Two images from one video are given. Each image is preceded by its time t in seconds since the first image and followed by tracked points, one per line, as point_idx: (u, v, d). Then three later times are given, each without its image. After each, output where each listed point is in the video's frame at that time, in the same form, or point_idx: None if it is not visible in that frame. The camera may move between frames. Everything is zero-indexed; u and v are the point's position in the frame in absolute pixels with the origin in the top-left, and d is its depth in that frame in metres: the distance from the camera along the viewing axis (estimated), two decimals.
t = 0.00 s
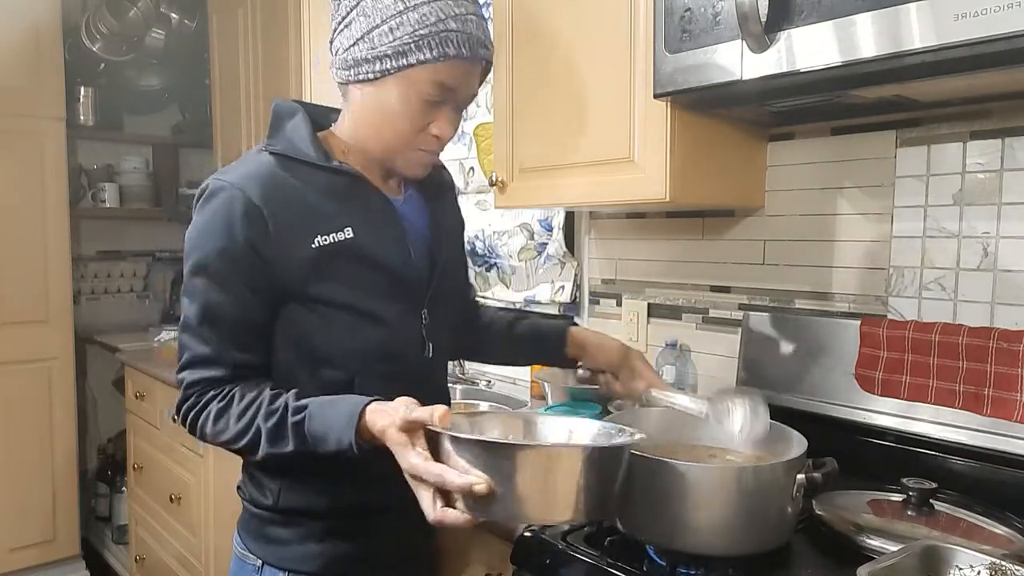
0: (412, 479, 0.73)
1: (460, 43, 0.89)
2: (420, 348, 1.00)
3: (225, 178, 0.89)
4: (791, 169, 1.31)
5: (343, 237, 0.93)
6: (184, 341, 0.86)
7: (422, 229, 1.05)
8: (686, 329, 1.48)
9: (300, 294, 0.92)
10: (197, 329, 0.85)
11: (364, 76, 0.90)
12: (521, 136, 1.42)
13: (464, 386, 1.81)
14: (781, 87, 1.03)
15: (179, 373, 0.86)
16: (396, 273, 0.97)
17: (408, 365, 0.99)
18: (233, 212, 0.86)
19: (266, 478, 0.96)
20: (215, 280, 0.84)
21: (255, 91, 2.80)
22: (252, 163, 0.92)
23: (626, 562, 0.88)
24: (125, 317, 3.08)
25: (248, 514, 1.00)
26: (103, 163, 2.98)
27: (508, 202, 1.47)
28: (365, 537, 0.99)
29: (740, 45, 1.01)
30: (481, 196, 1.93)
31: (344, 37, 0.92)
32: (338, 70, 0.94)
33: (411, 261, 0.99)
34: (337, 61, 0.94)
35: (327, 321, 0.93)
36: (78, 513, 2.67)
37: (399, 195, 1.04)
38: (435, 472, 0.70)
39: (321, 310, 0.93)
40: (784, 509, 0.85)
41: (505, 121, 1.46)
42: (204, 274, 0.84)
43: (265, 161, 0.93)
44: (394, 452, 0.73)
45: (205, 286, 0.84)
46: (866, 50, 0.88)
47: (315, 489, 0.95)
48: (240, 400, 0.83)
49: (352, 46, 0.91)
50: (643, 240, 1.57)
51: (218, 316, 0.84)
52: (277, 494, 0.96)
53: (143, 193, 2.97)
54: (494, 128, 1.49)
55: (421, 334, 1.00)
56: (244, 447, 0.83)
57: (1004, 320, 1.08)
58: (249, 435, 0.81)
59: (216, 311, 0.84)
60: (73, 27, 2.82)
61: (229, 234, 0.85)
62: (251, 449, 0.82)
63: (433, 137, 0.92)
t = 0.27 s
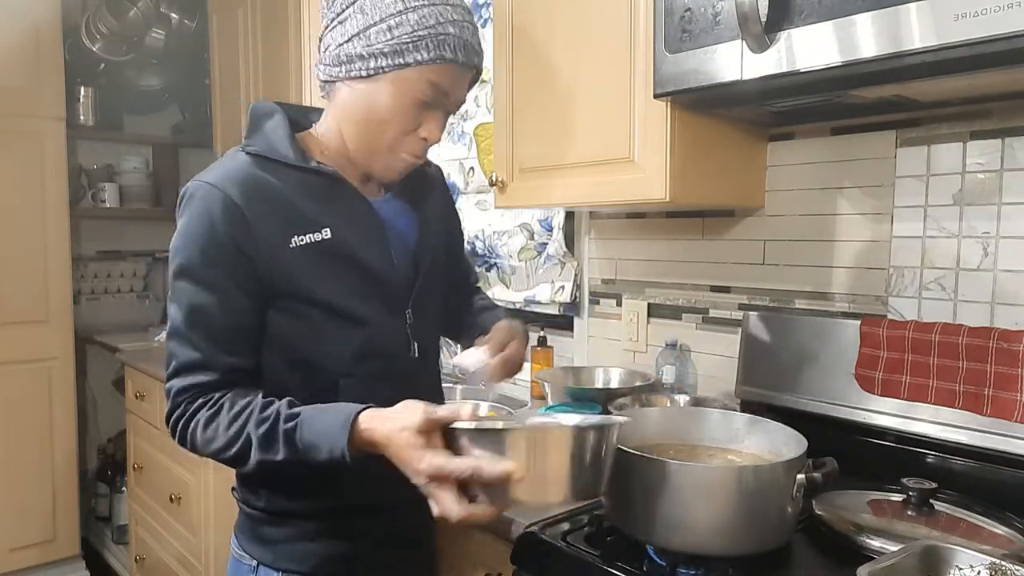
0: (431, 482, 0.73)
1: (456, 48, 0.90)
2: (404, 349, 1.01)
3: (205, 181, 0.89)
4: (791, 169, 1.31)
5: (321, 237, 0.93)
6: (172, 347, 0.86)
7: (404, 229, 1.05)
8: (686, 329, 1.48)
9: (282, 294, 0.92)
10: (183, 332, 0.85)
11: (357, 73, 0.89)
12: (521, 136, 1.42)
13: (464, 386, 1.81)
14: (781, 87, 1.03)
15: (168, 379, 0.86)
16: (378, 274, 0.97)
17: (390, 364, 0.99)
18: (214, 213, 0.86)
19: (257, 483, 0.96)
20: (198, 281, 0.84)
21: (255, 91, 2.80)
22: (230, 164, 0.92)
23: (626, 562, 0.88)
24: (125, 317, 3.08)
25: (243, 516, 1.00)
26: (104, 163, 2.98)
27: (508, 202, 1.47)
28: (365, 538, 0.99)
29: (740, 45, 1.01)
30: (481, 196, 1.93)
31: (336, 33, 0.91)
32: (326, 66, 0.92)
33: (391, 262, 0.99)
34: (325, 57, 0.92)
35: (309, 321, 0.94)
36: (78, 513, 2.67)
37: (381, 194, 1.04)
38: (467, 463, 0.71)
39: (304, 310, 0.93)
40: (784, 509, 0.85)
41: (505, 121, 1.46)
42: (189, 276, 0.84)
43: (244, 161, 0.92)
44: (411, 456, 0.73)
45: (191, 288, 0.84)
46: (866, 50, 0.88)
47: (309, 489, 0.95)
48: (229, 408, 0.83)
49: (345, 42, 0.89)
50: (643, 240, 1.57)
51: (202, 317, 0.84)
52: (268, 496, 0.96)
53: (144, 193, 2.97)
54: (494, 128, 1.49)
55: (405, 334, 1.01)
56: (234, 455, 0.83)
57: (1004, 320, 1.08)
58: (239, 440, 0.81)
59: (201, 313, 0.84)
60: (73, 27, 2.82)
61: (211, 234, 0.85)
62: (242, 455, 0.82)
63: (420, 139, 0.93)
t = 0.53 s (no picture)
0: (449, 481, 0.72)
1: (464, 38, 0.90)
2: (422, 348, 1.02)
3: (234, 178, 0.89)
4: (791, 169, 1.31)
5: (347, 236, 0.93)
6: (200, 346, 0.86)
7: (419, 229, 1.06)
8: (686, 329, 1.48)
9: (308, 292, 0.92)
10: (213, 329, 0.85)
11: (368, 67, 0.90)
12: (521, 136, 1.42)
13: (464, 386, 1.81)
14: (781, 87, 1.03)
15: (198, 379, 0.86)
16: (400, 273, 0.98)
17: (409, 363, 1.00)
18: (244, 209, 0.86)
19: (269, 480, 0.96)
20: (228, 278, 0.84)
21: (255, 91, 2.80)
22: (257, 161, 0.92)
23: (626, 563, 0.88)
24: (125, 317, 3.08)
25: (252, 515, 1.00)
26: (104, 163, 2.98)
27: (508, 202, 1.47)
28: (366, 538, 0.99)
29: (740, 45, 1.00)
30: (481, 196, 1.93)
31: (349, 31, 0.92)
32: (340, 65, 0.93)
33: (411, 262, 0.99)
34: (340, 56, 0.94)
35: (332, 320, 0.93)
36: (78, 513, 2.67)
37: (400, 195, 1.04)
38: (478, 468, 0.70)
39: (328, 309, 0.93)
40: (784, 509, 0.85)
41: (506, 121, 1.46)
42: (219, 271, 0.84)
43: (271, 159, 0.92)
44: (428, 454, 0.73)
45: (220, 285, 0.84)
46: (866, 50, 0.88)
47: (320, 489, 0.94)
48: (258, 405, 0.83)
49: (357, 38, 0.90)
50: (643, 240, 1.57)
51: (231, 313, 0.84)
52: (280, 495, 0.95)
53: (143, 193, 2.97)
54: (494, 128, 1.49)
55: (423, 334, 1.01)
56: (265, 451, 0.83)
57: (1004, 320, 1.08)
58: (270, 437, 0.82)
59: (230, 312, 0.84)
60: (73, 27, 2.82)
61: (242, 230, 0.85)
62: (274, 451, 0.83)
63: (432, 132, 0.92)
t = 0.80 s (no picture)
0: (432, 469, 0.74)
1: (468, 70, 0.89)
2: (403, 350, 1.02)
3: (205, 175, 0.89)
4: (791, 169, 1.31)
5: (320, 236, 0.93)
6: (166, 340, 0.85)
7: (402, 229, 1.05)
8: (686, 329, 1.48)
9: (281, 292, 0.92)
10: (177, 324, 0.84)
11: (366, 75, 0.89)
12: (521, 136, 1.42)
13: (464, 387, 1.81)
14: (781, 86, 1.03)
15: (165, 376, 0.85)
16: (376, 274, 0.97)
17: (388, 365, 1.00)
18: (212, 208, 0.86)
19: (257, 482, 0.96)
20: (195, 275, 0.84)
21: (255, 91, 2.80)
22: (229, 159, 0.92)
23: (626, 563, 0.88)
24: (125, 317, 3.08)
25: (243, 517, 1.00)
26: (104, 163, 2.98)
27: (508, 202, 1.47)
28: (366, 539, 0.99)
29: (740, 45, 1.01)
30: (481, 196, 1.93)
31: (353, 34, 0.91)
32: (341, 63, 0.93)
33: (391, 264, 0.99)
34: (341, 55, 0.93)
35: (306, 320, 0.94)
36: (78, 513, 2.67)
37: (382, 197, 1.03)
38: (476, 454, 0.73)
39: (301, 308, 0.93)
40: (784, 509, 0.85)
41: (505, 121, 1.46)
42: (186, 268, 0.84)
43: (244, 157, 0.93)
44: (416, 442, 0.73)
45: (187, 281, 0.84)
46: (866, 50, 0.88)
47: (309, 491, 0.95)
48: (228, 402, 0.83)
49: (360, 43, 0.90)
50: (643, 240, 1.57)
51: (198, 310, 0.84)
52: (267, 497, 0.95)
53: (144, 193, 2.97)
54: (494, 128, 1.49)
55: (402, 336, 1.01)
56: (233, 449, 0.82)
57: (1004, 320, 1.08)
58: (239, 435, 0.81)
59: (196, 309, 0.84)
60: (73, 27, 2.82)
61: (210, 229, 0.86)
62: (242, 449, 0.82)
63: (419, 152, 0.94)
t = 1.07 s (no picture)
0: (384, 487, 0.71)
1: (461, 35, 0.89)
2: (426, 352, 1.00)
3: (229, 179, 0.90)
4: (791, 169, 1.31)
5: (345, 238, 0.93)
6: (185, 339, 0.88)
7: (429, 229, 1.04)
8: (686, 329, 1.48)
9: (304, 294, 0.92)
10: (196, 327, 0.86)
11: (369, 81, 0.90)
12: (521, 137, 1.42)
13: (464, 387, 1.81)
14: (781, 87, 1.03)
15: (179, 369, 0.88)
16: (402, 275, 0.96)
17: (412, 368, 0.98)
18: (234, 212, 0.87)
19: (272, 482, 0.96)
20: (215, 278, 0.85)
21: (255, 91, 2.80)
22: (255, 163, 0.93)
23: (626, 562, 0.88)
24: (125, 317, 3.08)
25: (253, 516, 1.00)
26: (104, 163, 2.98)
27: (508, 202, 1.47)
28: (368, 539, 0.99)
29: (740, 45, 1.00)
30: (481, 196, 1.93)
31: (342, 44, 0.92)
32: (339, 77, 0.94)
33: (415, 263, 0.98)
34: (336, 70, 0.94)
35: (330, 322, 0.93)
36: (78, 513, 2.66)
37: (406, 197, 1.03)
38: (414, 481, 0.69)
39: (326, 310, 0.93)
40: (784, 509, 0.85)
41: (505, 121, 1.46)
42: (207, 272, 0.86)
43: (268, 160, 0.93)
44: (369, 457, 0.71)
45: (207, 285, 0.86)
46: (866, 50, 0.88)
47: (324, 493, 0.95)
48: (224, 397, 0.83)
49: (352, 52, 0.91)
50: (643, 240, 1.56)
51: (217, 313, 0.85)
52: (283, 498, 0.95)
53: (143, 193, 2.98)
54: (494, 128, 1.49)
55: (426, 337, 1.00)
56: (229, 444, 0.83)
57: (1004, 320, 1.08)
58: (230, 431, 0.81)
59: (216, 311, 0.85)
60: (73, 27, 2.82)
61: (230, 233, 0.86)
62: (235, 445, 0.82)
63: (446, 132, 0.93)
